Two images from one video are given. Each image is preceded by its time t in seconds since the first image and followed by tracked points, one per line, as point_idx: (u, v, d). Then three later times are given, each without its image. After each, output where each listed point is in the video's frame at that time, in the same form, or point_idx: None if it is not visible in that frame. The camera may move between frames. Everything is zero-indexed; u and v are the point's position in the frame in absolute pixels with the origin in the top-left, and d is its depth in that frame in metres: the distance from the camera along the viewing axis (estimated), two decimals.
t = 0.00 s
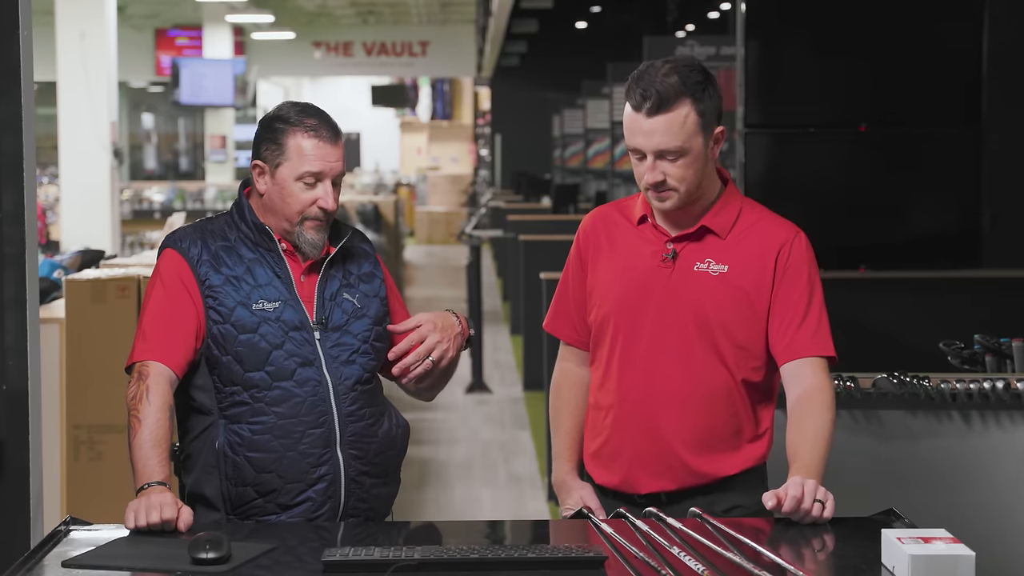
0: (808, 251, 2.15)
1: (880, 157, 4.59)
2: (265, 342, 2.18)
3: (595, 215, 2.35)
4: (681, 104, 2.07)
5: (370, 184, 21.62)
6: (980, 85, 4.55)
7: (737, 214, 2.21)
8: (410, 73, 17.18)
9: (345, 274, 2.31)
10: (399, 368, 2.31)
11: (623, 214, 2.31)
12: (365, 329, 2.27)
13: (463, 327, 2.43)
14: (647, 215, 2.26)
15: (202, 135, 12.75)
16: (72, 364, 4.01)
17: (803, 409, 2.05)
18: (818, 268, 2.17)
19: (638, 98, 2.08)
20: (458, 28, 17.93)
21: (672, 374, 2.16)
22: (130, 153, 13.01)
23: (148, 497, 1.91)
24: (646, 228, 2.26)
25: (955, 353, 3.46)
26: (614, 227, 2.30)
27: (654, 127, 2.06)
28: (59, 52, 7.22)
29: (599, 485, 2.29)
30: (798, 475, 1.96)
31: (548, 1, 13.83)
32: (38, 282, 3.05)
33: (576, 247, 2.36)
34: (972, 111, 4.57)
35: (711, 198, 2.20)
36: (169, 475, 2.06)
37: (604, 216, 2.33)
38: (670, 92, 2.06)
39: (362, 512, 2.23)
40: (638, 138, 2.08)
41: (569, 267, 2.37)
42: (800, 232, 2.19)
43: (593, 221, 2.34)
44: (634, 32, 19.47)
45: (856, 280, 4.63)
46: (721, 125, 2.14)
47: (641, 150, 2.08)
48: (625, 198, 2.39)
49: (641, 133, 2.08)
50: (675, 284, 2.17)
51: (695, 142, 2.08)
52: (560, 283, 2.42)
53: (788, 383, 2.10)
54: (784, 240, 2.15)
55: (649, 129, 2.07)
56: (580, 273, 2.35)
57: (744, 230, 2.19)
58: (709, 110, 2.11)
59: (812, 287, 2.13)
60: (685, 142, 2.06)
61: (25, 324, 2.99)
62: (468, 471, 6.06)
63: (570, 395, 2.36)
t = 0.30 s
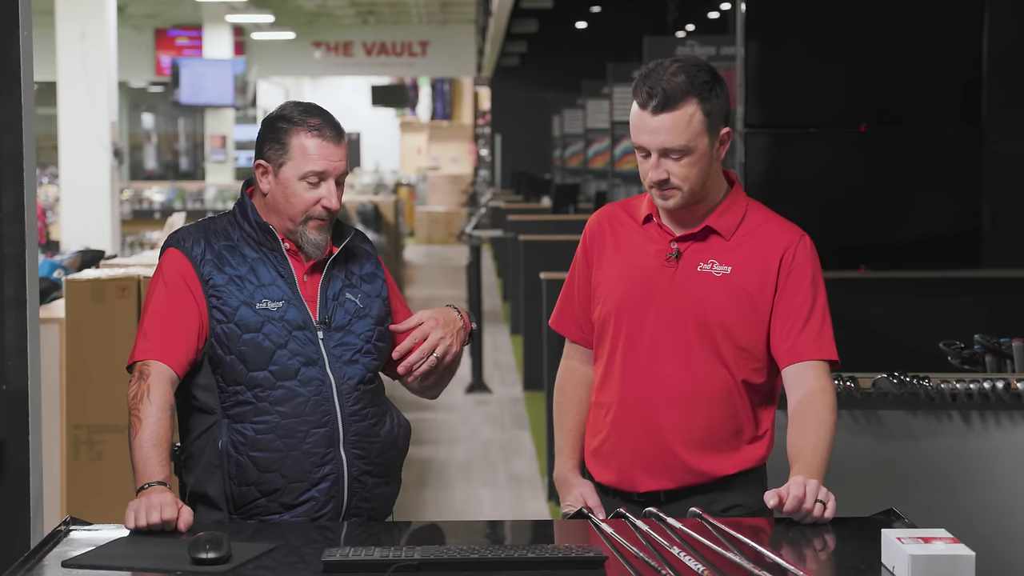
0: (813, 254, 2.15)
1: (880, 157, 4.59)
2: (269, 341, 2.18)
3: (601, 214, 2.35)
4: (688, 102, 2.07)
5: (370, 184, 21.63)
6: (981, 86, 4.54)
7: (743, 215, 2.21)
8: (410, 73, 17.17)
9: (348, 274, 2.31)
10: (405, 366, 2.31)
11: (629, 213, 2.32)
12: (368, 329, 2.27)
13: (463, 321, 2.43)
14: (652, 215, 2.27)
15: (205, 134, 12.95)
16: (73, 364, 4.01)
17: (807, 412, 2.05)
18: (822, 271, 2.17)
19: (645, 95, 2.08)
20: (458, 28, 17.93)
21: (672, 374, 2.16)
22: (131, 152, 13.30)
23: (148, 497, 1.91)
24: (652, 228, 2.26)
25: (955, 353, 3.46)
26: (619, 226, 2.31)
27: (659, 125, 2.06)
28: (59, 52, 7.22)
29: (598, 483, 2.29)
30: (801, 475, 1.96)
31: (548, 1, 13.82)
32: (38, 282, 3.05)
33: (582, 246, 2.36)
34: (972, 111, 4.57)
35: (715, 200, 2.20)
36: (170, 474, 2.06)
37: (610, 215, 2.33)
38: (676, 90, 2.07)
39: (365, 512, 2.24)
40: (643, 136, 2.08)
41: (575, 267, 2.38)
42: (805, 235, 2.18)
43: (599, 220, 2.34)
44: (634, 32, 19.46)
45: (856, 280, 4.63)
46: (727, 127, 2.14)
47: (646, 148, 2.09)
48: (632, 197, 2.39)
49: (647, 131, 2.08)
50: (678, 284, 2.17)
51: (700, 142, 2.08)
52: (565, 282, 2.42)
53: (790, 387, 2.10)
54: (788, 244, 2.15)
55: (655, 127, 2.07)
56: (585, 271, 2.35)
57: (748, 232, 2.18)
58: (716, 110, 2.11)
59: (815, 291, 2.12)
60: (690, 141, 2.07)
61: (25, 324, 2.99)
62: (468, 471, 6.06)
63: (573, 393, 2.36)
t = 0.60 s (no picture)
0: (817, 260, 2.14)
1: (881, 157, 4.57)
2: (271, 341, 2.18)
3: (607, 213, 2.35)
4: (687, 93, 2.13)
5: (370, 183, 21.62)
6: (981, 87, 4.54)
7: (748, 219, 2.21)
8: (410, 73, 17.17)
9: (349, 273, 2.31)
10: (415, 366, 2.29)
11: (635, 213, 2.32)
12: (370, 328, 2.27)
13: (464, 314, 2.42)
14: (658, 215, 2.27)
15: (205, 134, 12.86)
16: (73, 364, 4.02)
17: (810, 415, 2.05)
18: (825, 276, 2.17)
19: (650, 83, 2.15)
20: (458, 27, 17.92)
21: (673, 376, 2.16)
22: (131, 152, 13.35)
23: (148, 497, 1.91)
24: (657, 228, 2.26)
25: (955, 353, 3.46)
26: (625, 226, 2.31)
27: (653, 111, 2.13)
28: (59, 52, 7.22)
29: (599, 482, 2.29)
30: (801, 475, 1.95)
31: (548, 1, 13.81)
32: (38, 282, 3.05)
33: (588, 245, 2.37)
34: (972, 111, 4.57)
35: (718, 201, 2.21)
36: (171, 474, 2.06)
37: (616, 214, 2.34)
38: (678, 81, 2.13)
39: (368, 511, 2.24)
40: (640, 119, 2.15)
41: (580, 265, 2.38)
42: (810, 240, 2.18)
43: (605, 219, 2.34)
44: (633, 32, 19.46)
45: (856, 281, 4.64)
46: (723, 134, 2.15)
47: (639, 131, 2.15)
48: (639, 197, 2.39)
49: (643, 114, 2.15)
50: (681, 285, 2.17)
51: (688, 137, 2.12)
52: (571, 280, 2.43)
53: (792, 391, 2.10)
54: (793, 248, 2.14)
55: (651, 112, 2.13)
56: (590, 270, 2.35)
57: (752, 234, 2.18)
58: (714, 111, 2.14)
59: (819, 296, 2.12)
60: (677, 132, 2.11)
61: (26, 324, 2.99)
62: (468, 471, 6.06)
63: (577, 392, 2.36)
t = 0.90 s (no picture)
0: (820, 261, 2.14)
1: (881, 157, 4.57)
2: (269, 341, 2.18)
3: (611, 213, 2.35)
4: (693, 92, 2.15)
5: (370, 184, 21.62)
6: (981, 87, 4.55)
7: (751, 219, 2.21)
8: (410, 73, 17.17)
9: (348, 271, 2.31)
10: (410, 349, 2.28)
11: (638, 213, 2.32)
12: (370, 324, 2.27)
13: (465, 299, 2.43)
14: (662, 214, 2.27)
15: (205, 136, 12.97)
16: (72, 364, 4.02)
17: (811, 416, 2.05)
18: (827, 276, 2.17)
19: (658, 77, 2.17)
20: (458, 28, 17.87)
21: (676, 376, 2.16)
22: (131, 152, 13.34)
23: (147, 497, 1.91)
24: (661, 228, 2.26)
25: (955, 353, 3.46)
26: (628, 225, 2.31)
27: (656, 104, 2.15)
28: (59, 52, 7.22)
29: (601, 481, 2.29)
30: (801, 475, 1.95)
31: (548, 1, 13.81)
32: (38, 282, 3.05)
33: (591, 244, 2.36)
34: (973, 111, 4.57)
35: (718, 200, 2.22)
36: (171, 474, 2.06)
37: (620, 213, 2.34)
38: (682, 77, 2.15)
39: (372, 509, 2.23)
40: (645, 111, 2.17)
41: (584, 265, 2.38)
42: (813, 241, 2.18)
43: (609, 218, 2.34)
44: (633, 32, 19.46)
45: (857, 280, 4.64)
46: (722, 134, 2.16)
47: (642, 123, 2.18)
48: (643, 197, 2.39)
49: (648, 107, 2.17)
50: (684, 284, 2.17)
51: (688, 134, 2.13)
52: (573, 279, 2.42)
53: (793, 391, 2.10)
54: (796, 249, 2.14)
55: (653, 107, 2.16)
56: (593, 269, 2.35)
57: (756, 235, 2.18)
58: (717, 113, 2.15)
59: (822, 297, 2.12)
60: (678, 128, 2.13)
61: (25, 324, 2.99)
62: (468, 471, 6.06)
63: (579, 391, 2.36)
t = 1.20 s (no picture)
0: (823, 262, 2.14)
1: (882, 157, 4.57)
2: (266, 342, 2.18)
3: (615, 212, 2.35)
4: (700, 93, 2.15)
5: (370, 184, 21.62)
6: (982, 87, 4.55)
7: (754, 219, 2.21)
8: (410, 73, 17.17)
9: (346, 270, 2.30)
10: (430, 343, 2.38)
11: (641, 212, 2.32)
12: (369, 324, 2.27)
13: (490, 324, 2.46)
14: (665, 214, 2.27)
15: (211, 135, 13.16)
16: (72, 364, 4.02)
17: (811, 417, 2.05)
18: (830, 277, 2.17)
19: (665, 78, 2.17)
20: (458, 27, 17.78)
21: (678, 375, 2.16)
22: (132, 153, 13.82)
23: (147, 497, 1.91)
24: (665, 227, 2.26)
25: (955, 353, 3.46)
26: (631, 225, 2.31)
27: (662, 104, 2.16)
28: (59, 52, 7.22)
29: (601, 480, 2.29)
30: (801, 475, 1.95)
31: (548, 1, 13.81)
32: (38, 282, 3.05)
33: (594, 243, 2.36)
34: (973, 111, 4.58)
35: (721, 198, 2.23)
36: (170, 476, 2.06)
37: (624, 212, 2.34)
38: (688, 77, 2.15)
39: (373, 509, 2.23)
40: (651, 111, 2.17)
41: (586, 264, 2.38)
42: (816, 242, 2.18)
43: (613, 217, 2.34)
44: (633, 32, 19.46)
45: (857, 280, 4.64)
46: (728, 134, 2.16)
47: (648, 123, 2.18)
48: (646, 196, 2.39)
49: (654, 107, 2.17)
50: (687, 284, 2.17)
51: (693, 133, 2.14)
52: (576, 278, 2.42)
53: (795, 392, 2.10)
54: (799, 251, 2.15)
55: (660, 107, 2.16)
56: (596, 268, 2.35)
57: (759, 235, 2.18)
58: (723, 113, 2.15)
59: (825, 298, 2.12)
60: (683, 127, 2.13)
61: (25, 324, 2.99)
62: (468, 471, 6.06)
63: (579, 391, 2.36)
